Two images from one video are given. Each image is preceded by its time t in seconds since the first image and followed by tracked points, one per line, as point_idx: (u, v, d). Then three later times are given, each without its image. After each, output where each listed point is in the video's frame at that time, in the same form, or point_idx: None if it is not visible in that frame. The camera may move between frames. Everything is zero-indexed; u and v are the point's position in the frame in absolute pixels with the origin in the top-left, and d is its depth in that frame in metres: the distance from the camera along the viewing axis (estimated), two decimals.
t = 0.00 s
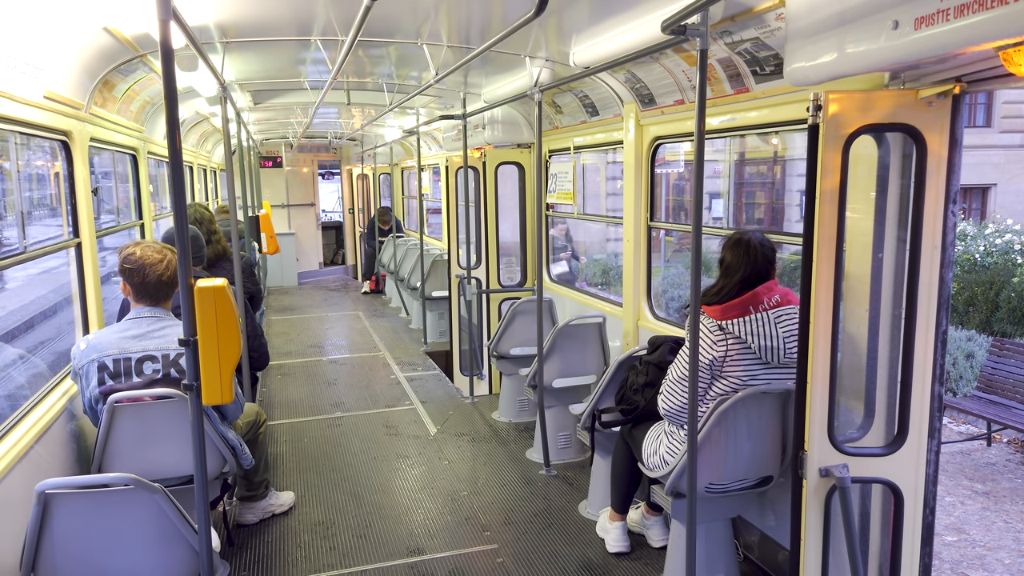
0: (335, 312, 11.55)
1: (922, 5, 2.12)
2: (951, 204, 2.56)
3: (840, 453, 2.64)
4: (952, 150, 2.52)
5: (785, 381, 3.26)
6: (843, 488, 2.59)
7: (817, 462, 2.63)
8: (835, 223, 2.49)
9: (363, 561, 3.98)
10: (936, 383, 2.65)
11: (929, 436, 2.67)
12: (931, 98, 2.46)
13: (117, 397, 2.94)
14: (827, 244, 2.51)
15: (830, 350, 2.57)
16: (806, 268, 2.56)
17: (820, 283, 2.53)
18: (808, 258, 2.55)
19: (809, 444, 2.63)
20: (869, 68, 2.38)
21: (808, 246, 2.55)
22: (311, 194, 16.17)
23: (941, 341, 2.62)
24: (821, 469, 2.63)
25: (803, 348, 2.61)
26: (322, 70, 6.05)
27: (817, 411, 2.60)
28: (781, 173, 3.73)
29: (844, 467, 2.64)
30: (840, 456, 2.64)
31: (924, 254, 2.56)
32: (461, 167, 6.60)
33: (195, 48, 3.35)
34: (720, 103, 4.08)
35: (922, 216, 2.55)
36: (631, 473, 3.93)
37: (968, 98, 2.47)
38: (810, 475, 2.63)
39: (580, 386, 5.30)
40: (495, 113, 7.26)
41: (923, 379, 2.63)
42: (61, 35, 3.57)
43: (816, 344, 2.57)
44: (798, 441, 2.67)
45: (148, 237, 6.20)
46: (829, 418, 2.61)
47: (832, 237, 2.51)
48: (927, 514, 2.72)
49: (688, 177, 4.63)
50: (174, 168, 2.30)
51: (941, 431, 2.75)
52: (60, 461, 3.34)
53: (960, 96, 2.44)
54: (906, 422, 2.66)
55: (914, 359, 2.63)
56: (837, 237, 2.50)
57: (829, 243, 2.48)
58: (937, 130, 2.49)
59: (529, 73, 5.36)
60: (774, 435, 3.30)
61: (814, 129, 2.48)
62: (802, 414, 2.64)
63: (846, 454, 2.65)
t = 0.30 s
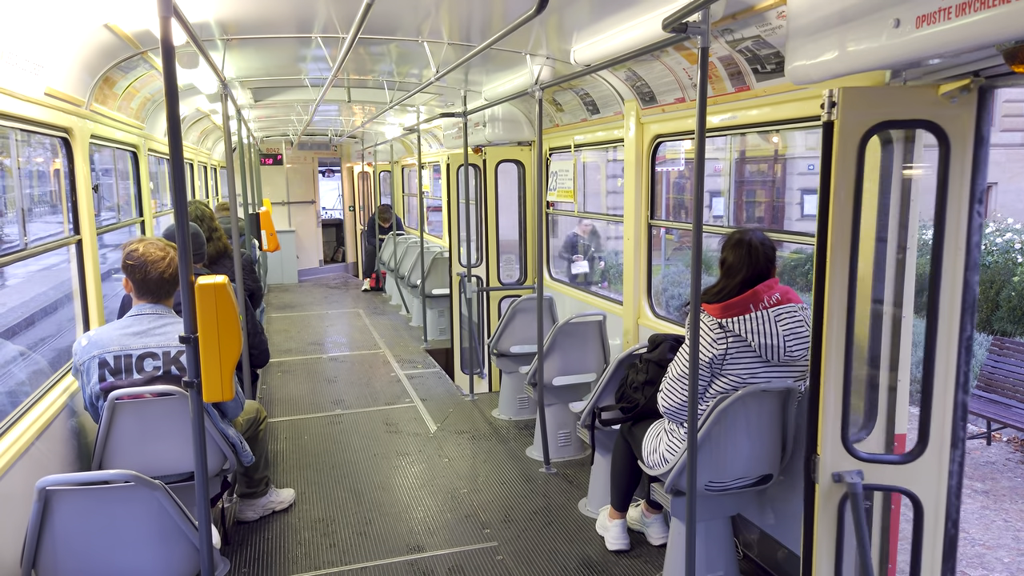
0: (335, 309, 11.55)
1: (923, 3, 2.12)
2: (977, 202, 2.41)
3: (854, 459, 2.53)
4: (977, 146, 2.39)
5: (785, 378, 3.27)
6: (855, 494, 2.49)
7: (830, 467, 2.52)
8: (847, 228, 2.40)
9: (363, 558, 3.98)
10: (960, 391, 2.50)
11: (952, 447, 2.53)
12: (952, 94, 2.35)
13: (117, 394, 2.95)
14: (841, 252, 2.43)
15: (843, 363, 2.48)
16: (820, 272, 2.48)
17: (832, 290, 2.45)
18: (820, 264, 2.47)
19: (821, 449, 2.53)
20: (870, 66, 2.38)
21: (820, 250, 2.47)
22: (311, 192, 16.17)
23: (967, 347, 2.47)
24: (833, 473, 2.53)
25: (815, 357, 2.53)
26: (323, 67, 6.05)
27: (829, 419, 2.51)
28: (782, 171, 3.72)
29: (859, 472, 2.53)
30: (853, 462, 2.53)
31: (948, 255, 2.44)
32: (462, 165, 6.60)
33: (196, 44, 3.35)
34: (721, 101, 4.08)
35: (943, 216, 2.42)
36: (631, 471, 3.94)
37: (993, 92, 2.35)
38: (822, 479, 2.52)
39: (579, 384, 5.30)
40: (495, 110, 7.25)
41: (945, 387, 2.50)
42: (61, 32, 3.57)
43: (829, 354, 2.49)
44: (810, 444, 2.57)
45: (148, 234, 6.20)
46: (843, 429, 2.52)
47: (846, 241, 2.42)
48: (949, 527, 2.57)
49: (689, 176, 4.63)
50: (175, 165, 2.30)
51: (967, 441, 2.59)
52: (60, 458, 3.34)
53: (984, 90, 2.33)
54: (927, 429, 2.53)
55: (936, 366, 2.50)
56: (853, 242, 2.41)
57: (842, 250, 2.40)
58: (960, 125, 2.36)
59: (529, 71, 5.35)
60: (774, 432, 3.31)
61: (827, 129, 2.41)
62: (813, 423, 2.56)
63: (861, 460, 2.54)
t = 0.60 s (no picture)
0: (335, 307, 11.56)
1: (923, 1, 2.13)
2: (1017, 203, 2.31)
3: (879, 467, 2.55)
4: (1017, 141, 2.29)
5: (786, 376, 3.26)
6: (875, 504, 2.51)
7: (852, 474, 2.56)
8: (868, 223, 2.46)
9: (363, 556, 3.99)
10: (999, 401, 2.42)
11: (989, 463, 2.47)
12: (990, 88, 2.29)
13: (117, 392, 2.95)
14: (864, 247, 2.48)
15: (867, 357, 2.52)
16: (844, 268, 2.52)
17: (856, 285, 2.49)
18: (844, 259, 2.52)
19: (844, 454, 2.56)
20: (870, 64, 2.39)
21: (845, 245, 2.52)
22: (311, 189, 16.16)
23: (1006, 355, 2.38)
24: (856, 481, 2.56)
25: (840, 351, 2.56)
26: (323, 65, 6.05)
27: (853, 418, 2.54)
28: (782, 169, 3.72)
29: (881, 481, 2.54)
30: (878, 470, 2.55)
31: (985, 261, 2.37)
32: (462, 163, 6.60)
33: (196, 42, 3.34)
34: (722, 98, 4.06)
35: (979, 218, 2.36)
36: (631, 469, 3.94)
37: None
38: (845, 485, 2.56)
39: (580, 382, 5.30)
40: (495, 108, 7.23)
41: (981, 395, 2.42)
42: (61, 29, 3.57)
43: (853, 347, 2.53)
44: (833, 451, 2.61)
45: (149, 232, 6.20)
46: (866, 425, 2.54)
47: (871, 237, 2.47)
48: (986, 548, 2.49)
49: (689, 173, 4.63)
50: (175, 163, 2.30)
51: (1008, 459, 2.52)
52: (60, 456, 3.34)
53: None
54: (960, 441, 2.48)
55: (971, 371, 2.43)
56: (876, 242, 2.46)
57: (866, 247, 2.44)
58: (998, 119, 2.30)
59: (529, 68, 5.35)
60: (774, 430, 3.31)
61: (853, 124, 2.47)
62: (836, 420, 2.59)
63: (887, 469, 2.55)
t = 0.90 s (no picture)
0: (335, 305, 11.56)
1: None
2: None
3: (910, 474, 2.60)
4: None
5: (787, 375, 3.26)
6: (901, 511, 2.58)
7: (884, 482, 2.63)
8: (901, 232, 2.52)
9: (363, 554, 3.99)
10: None
11: None
12: None
13: (118, 390, 2.95)
14: (896, 250, 2.53)
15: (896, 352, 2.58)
16: (877, 270, 2.59)
17: (888, 286, 2.56)
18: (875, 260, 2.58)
19: (876, 460, 2.64)
20: (870, 61, 2.40)
21: (877, 246, 2.58)
22: (311, 188, 16.15)
23: None
24: (886, 486, 2.63)
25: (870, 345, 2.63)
26: (322, 63, 6.04)
27: (884, 415, 2.62)
28: (782, 167, 3.72)
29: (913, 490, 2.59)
30: (912, 480, 2.60)
31: None
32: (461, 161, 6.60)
33: (195, 40, 3.33)
34: (722, 96, 4.05)
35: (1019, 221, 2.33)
36: (631, 466, 3.94)
37: None
38: (874, 491, 2.64)
39: (580, 380, 5.31)
40: (495, 106, 7.22)
41: (1018, 401, 2.40)
42: (60, 28, 3.56)
43: (883, 342, 2.59)
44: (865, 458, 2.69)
45: (149, 230, 6.20)
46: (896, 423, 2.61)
47: (905, 239, 2.53)
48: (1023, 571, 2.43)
49: (689, 172, 4.63)
50: (174, 161, 2.29)
51: None
52: (61, 454, 3.35)
53: None
54: (996, 455, 2.46)
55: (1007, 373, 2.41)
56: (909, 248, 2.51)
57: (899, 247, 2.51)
58: None
59: (529, 66, 5.35)
60: (774, 428, 3.32)
61: (888, 120, 2.50)
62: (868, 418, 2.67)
63: (919, 477, 2.59)
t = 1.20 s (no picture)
0: (335, 304, 11.57)
1: None
2: None
3: (941, 480, 2.55)
4: None
5: (786, 373, 3.26)
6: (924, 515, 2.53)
7: (914, 485, 2.61)
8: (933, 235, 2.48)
9: (362, 552, 3.99)
10: None
11: None
12: None
13: (117, 389, 2.95)
14: (928, 254, 2.50)
15: (927, 356, 2.53)
16: (909, 271, 2.56)
17: (921, 290, 2.53)
18: (907, 262, 2.57)
19: (907, 463, 2.62)
20: (869, 60, 2.41)
21: (910, 248, 2.56)
22: (310, 186, 16.16)
23: None
24: (917, 491, 2.60)
25: (903, 351, 2.60)
26: (322, 61, 6.03)
27: (915, 417, 2.58)
28: (782, 166, 3.72)
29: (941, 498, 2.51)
30: (941, 485, 2.55)
31: None
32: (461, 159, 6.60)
33: (194, 38, 3.32)
34: (721, 95, 4.05)
35: None
36: (630, 465, 3.94)
37: None
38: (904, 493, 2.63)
39: (579, 379, 5.30)
40: (495, 105, 7.21)
41: None
42: (59, 26, 3.57)
43: (916, 344, 2.56)
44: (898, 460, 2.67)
45: (148, 228, 6.20)
46: (927, 429, 2.57)
47: (937, 236, 2.48)
48: None
49: (689, 170, 4.63)
50: (173, 159, 2.29)
51: None
52: (60, 452, 3.36)
53: None
54: None
55: None
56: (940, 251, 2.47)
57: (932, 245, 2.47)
58: None
59: (529, 65, 5.34)
60: (774, 426, 3.32)
61: (923, 116, 2.48)
62: (899, 421, 2.65)
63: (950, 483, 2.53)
